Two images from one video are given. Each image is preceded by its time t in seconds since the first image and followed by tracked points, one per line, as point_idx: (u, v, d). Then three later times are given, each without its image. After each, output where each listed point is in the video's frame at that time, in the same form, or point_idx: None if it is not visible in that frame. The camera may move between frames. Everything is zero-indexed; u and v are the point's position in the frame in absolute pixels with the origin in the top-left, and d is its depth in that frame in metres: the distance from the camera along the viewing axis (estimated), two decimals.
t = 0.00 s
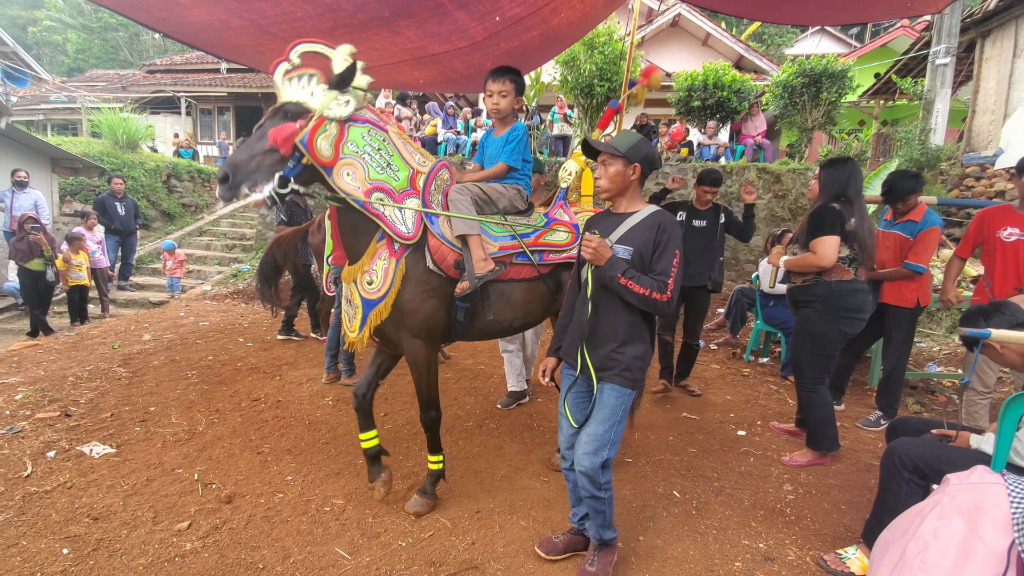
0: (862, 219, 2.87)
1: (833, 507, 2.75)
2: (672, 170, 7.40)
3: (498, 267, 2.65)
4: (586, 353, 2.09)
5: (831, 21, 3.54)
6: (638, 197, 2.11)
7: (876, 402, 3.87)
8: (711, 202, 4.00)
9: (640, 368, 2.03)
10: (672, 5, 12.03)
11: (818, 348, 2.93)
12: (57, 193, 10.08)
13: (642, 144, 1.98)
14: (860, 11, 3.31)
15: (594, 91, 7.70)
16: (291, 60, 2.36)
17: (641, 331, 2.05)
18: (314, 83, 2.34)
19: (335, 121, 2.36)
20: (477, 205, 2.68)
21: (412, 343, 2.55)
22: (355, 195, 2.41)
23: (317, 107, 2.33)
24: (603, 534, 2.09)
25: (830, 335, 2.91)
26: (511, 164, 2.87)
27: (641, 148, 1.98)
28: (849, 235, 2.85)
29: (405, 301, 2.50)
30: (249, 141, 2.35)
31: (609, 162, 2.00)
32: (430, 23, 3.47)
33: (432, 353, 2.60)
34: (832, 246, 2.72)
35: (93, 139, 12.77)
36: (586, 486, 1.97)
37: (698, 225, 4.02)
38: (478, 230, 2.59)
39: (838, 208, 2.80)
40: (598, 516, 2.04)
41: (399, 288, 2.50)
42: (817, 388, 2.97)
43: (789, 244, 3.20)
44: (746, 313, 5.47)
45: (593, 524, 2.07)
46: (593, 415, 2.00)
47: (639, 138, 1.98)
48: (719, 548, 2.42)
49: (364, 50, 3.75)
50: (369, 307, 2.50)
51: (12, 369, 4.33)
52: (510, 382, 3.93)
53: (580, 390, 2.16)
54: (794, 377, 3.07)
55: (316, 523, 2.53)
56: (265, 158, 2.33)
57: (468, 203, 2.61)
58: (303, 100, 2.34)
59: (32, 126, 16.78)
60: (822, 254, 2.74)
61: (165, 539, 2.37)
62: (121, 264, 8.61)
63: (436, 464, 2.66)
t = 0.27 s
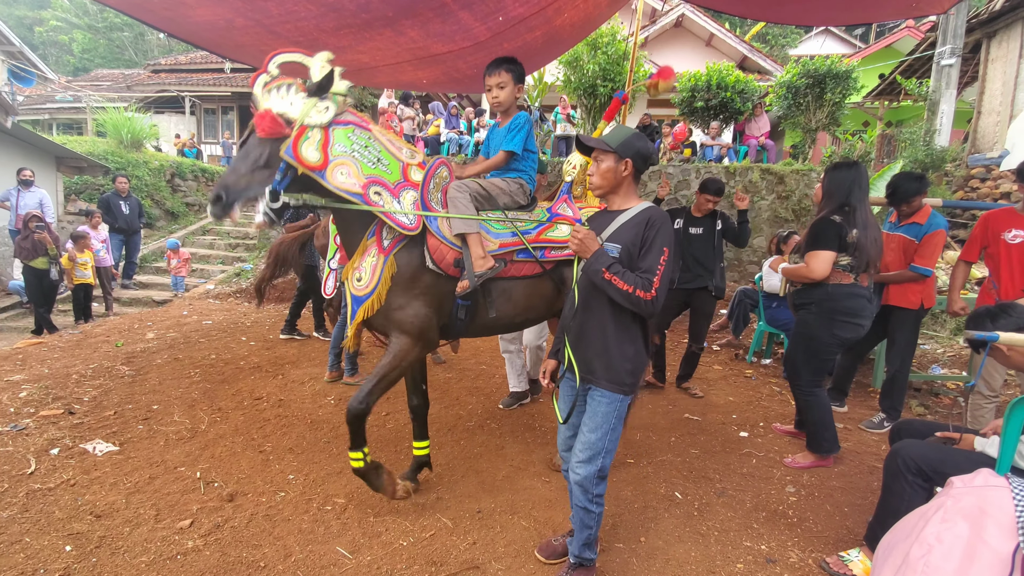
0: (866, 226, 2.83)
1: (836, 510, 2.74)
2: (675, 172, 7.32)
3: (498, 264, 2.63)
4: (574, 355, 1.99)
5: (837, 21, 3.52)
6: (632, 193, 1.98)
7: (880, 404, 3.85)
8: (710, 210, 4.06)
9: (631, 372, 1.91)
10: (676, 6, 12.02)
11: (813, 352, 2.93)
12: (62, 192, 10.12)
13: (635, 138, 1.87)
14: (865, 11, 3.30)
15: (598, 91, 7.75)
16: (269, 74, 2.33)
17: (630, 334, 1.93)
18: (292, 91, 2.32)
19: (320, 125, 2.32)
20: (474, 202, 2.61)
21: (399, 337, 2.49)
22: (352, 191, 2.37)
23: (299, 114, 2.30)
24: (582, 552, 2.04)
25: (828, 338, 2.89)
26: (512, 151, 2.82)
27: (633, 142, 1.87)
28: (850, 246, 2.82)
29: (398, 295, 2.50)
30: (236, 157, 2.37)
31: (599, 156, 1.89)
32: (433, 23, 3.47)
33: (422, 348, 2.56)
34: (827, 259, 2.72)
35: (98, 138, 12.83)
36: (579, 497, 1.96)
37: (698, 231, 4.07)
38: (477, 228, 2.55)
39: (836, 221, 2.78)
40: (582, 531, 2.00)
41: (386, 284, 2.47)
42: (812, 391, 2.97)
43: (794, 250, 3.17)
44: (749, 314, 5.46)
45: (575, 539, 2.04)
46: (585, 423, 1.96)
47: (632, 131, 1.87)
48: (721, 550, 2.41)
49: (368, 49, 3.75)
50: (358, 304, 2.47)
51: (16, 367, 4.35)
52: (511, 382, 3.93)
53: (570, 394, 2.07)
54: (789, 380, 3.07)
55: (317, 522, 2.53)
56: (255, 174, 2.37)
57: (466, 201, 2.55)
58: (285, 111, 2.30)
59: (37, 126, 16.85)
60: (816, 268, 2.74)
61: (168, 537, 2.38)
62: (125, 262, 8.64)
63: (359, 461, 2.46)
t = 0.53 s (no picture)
0: (864, 221, 2.82)
1: (839, 511, 2.74)
2: (677, 171, 7.33)
3: (490, 267, 2.60)
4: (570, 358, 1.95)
5: (840, 21, 3.51)
6: (631, 190, 1.95)
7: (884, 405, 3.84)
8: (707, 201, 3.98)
9: (624, 377, 1.88)
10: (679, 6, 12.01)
11: (822, 350, 2.92)
12: (66, 192, 10.17)
13: (634, 133, 1.84)
14: (869, 11, 3.29)
15: (600, 92, 7.76)
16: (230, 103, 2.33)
17: (626, 336, 1.89)
18: (263, 121, 2.31)
19: (302, 149, 2.35)
20: (469, 207, 2.60)
21: (406, 337, 2.56)
22: (350, 214, 2.47)
23: (280, 142, 2.30)
24: (583, 555, 2.03)
25: (834, 334, 2.89)
26: (512, 163, 2.78)
27: (633, 137, 1.83)
28: (849, 244, 2.81)
29: (399, 298, 2.53)
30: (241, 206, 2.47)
31: (598, 152, 1.87)
32: (436, 23, 3.47)
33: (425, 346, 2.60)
34: (817, 255, 2.69)
35: (102, 138, 12.88)
36: (579, 505, 1.94)
37: (696, 224, 4.02)
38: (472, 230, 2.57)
39: (836, 218, 2.76)
40: (583, 536, 1.99)
41: (392, 286, 2.52)
42: (829, 390, 2.95)
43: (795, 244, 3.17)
44: (752, 315, 5.44)
45: (576, 543, 2.02)
46: (580, 431, 1.93)
47: (632, 127, 1.84)
48: (723, 551, 2.41)
49: (371, 50, 3.76)
50: (364, 309, 2.53)
51: (20, 365, 4.37)
52: (514, 382, 3.93)
53: (564, 398, 2.04)
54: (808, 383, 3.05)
55: (320, 521, 2.54)
56: (263, 217, 2.48)
57: (460, 204, 2.55)
58: (264, 142, 2.33)
59: (41, 126, 16.93)
60: (805, 263, 2.72)
61: (171, 536, 2.39)
62: (129, 262, 8.68)
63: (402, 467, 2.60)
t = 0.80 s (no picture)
0: (869, 224, 2.83)
1: (842, 513, 2.73)
2: (680, 172, 7.35)
3: (479, 267, 2.59)
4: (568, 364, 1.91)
5: (843, 22, 3.51)
6: (633, 189, 1.90)
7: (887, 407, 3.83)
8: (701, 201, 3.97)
9: (625, 384, 1.83)
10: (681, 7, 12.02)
11: (826, 346, 2.91)
12: (69, 192, 10.20)
13: (635, 129, 1.78)
14: (871, 12, 3.28)
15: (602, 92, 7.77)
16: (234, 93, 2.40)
17: (626, 341, 1.85)
18: (259, 111, 2.41)
19: (292, 145, 2.39)
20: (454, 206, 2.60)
21: (396, 345, 2.55)
22: (331, 216, 2.45)
23: (272, 134, 2.37)
24: (586, 559, 2.00)
25: (840, 334, 2.89)
26: (500, 163, 2.75)
27: (633, 134, 1.77)
28: (857, 246, 2.84)
29: (387, 305, 2.51)
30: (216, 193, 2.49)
31: (597, 151, 1.83)
32: (438, 25, 3.48)
33: (416, 353, 2.60)
34: (828, 256, 2.70)
35: (106, 139, 12.92)
36: (583, 512, 1.91)
37: (692, 224, 4.00)
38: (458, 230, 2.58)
39: (846, 220, 2.77)
40: (586, 541, 1.96)
41: (380, 295, 2.50)
42: (827, 387, 2.96)
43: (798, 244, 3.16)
44: (754, 315, 5.43)
45: (580, 548, 2.00)
46: (581, 438, 1.89)
47: (631, 123, 1.78)
48: (725, 552, 2.41)
49: (373, 51, 3.77)
50: (353, 315, 2.51)
51: (24, 365, 4.38)
52: (515, 383, 3.93)
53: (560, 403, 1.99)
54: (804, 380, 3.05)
55: (322, 521, 2.54)
56: (236, 207, 2.49)
57: (444, 204, 2.56)
58: (255, 133, 2.40)
59: (45, 126, 16.97)
60: (817, 262, 2.72)
61: (174, 536, 2.39)
62: (132, 262, 8.70)
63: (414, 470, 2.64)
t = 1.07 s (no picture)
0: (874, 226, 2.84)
1: (844, 515, 2.72)
2: (681, 173, 7.34)
3: (478, 263, 2.59)
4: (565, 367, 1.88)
5: (845, 23, 3.50)
6: (626, 186, 1.85)
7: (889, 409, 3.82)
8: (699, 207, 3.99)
9: (620, 387, 1.80)
10: (682, 8, 12.02)
11: (815, 353, 2.92)
12: (72, 194, 10.23)
13: (624, 126, 1.75)
14: (873, 13, 3.28)
15: (603, 94, 7.78)
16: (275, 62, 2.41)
17: (620, 343, 1.81)
18: (292, 78, 2.41)
19: (312, 116, 2.40)
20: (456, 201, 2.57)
21: (386, 339, 2.55)
22: (329, 190, 2.43)
23: (295, 101, 2.38)
24: (587, 561, 1.99)
25: (835, 343, 2.92)
26: (500, 161, 2.75)
27: (621, 131, 1.75)
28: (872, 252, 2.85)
29: (381, 298, 2.51)
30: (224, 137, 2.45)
31: (587, 149, 1.79)
32: (440, 26, 3.49)
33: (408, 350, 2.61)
34: (854, 267, 2.72)
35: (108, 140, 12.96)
36: (585, 515, 1.90)
37: (690, 230, 4.02)
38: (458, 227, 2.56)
39: (861, 226, 2.77)
40: (588, 543, 1.95)
41: (374, 283, 2.50)
42: (804, 386, 2.93)
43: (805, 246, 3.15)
44: (755, 316, 5.43)
45: (580, 550, 1.98)
46: (581, 442, 1.88)
47: (620, 120, 1.76)
48: (727, 555, 2.40)
49: (375, 53, 3.77)
50: (345, 303, 2.51)
51: (27, 367, 4.39)
52: (516, 384, 3.92)
53: (561, 406, 1.96)
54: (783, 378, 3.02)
55: (324, 523, 2.54)
56: (239, 153, 2.43)
57: (446, 198, 2.52)
58: (281, 95, 2.41)
59: (48, 128, 17.02)
60: (845, 272, 2.72)
61: (175, 537, 2.40)
62: (134, 263, 8.72)
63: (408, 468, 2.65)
